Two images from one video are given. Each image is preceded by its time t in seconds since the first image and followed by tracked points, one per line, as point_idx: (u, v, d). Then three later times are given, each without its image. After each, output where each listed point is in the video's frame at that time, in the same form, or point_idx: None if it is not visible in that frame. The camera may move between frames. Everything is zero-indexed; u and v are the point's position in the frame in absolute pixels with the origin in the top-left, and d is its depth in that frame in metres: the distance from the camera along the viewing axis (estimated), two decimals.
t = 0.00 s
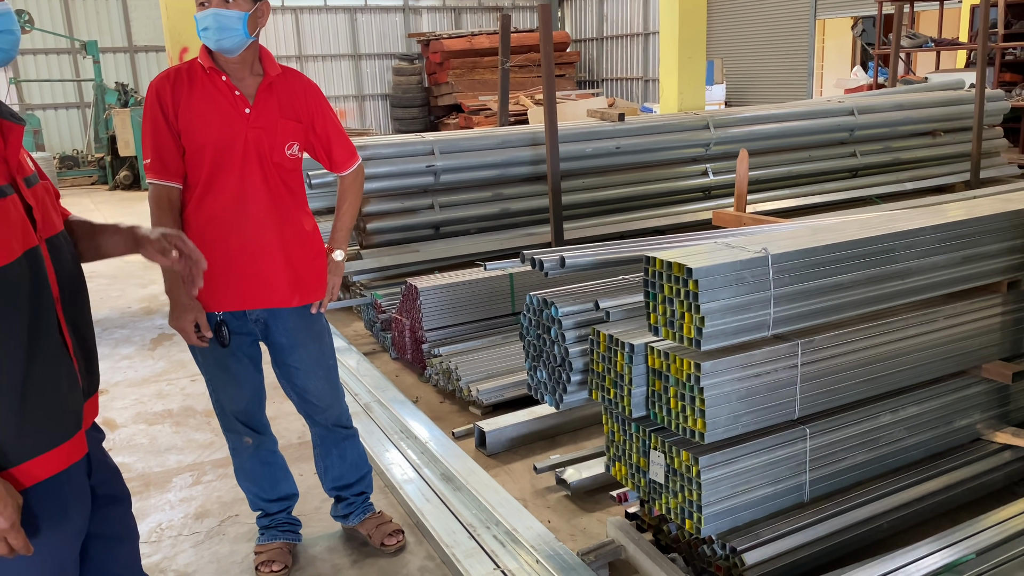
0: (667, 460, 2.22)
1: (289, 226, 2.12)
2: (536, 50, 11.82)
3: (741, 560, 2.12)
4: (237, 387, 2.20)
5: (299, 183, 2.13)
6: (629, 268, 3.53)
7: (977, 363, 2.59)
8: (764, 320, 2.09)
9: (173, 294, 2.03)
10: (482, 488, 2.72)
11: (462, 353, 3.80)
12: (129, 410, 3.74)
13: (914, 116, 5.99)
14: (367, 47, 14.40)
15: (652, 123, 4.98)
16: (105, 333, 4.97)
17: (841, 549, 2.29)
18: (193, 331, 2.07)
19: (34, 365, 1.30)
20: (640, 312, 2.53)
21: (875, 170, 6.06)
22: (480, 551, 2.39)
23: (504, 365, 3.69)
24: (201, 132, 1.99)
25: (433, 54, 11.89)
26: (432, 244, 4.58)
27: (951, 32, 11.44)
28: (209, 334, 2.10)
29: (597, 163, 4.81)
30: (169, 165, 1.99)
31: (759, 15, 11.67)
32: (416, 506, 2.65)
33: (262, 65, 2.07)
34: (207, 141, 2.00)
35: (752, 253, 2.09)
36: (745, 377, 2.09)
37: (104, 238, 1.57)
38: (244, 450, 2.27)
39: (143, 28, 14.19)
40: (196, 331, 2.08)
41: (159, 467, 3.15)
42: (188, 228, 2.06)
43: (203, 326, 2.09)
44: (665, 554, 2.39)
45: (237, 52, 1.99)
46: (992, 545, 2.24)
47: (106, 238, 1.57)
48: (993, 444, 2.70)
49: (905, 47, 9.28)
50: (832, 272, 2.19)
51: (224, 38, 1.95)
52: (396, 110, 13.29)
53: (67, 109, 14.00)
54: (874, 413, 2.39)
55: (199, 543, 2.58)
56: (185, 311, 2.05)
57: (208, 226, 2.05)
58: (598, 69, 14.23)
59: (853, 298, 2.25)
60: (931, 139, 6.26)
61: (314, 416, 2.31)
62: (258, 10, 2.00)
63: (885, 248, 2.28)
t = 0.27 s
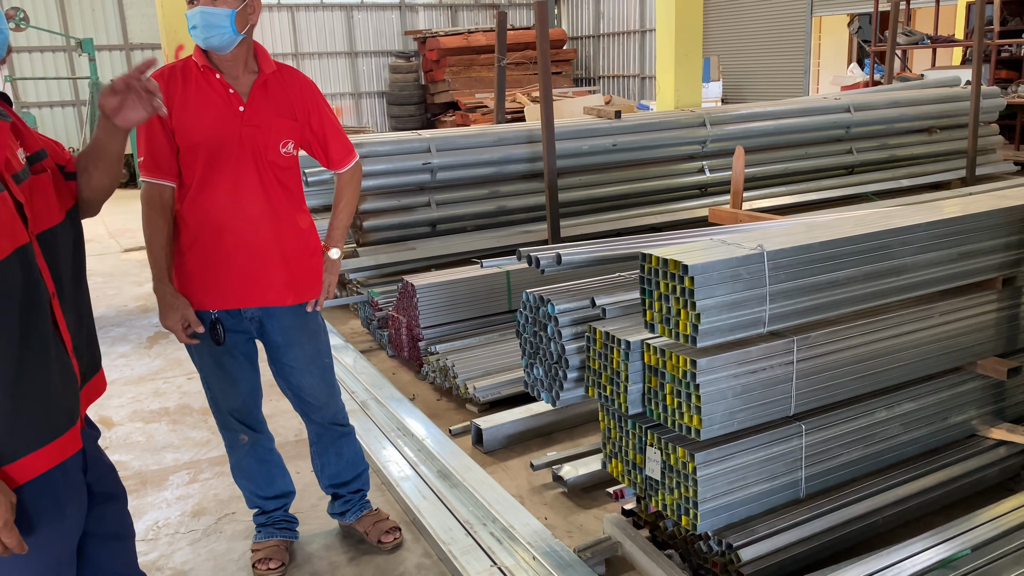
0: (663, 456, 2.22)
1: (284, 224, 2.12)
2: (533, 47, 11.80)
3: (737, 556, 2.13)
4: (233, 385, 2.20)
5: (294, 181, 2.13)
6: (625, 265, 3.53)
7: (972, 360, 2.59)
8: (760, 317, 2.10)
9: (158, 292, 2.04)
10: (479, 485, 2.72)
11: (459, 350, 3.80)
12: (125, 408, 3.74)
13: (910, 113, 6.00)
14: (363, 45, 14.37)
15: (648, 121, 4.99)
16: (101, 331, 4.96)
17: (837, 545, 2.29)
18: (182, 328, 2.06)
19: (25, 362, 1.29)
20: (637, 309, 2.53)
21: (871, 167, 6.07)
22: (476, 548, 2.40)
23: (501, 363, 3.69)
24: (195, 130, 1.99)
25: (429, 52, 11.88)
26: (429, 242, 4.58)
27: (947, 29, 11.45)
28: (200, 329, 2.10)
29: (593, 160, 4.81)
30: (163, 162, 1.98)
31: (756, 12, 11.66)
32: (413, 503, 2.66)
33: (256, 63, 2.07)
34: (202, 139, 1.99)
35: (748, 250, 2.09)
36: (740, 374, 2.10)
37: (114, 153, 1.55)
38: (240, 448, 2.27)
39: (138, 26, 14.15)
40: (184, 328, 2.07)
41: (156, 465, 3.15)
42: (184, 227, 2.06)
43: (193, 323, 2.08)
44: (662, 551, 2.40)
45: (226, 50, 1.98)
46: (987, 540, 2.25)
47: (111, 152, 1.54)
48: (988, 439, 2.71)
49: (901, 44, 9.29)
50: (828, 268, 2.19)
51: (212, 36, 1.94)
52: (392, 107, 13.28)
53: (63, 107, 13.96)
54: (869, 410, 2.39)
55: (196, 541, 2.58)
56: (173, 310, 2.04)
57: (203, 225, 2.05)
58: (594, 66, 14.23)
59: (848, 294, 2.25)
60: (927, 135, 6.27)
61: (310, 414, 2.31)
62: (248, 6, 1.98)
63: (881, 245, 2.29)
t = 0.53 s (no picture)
0: (661, 453, 2.23)
1: (281, 221, 2.11)
2: (531, 45, 11.80)
3: (735, 552, 2.14)
4: (232, 383, 2.20)
5: (291, 176, 2.13)
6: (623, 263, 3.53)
7: (969, 356, 2.60)
8: (757, 314, 2.10)
9: (145, 290, 2.06)
10: (477, 482, 2.72)
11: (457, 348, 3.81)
12: (123, 407, 3.74)
13: (908, 110, 6.00)
14: (361, 42, 14.35)
15: (646, 118, 4.98)
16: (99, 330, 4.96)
17: (835, 542, 2.30)
18: (172, 327, 2.09)
19: (17, 359, 1.28)
20: (635, 306, 2.53)
21: (868, 164, 6.07)
22: (475, 545, 2.40)
23: (499, 360, 3.69)
24: (188, 129, 1.99)
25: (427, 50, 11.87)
26: (427, 240, 4.58)
27: (944, 26, 11.46)
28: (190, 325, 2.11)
29: (591, 158, 4.81)
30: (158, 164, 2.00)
31: (753, 10, 11.66)
32: (411, 501, 2.66)
33: (248, 59, 2.06)
34: (195, 138, 2.00)
35: (745, 247, 2.10)
36: (738, 371, 2.10)
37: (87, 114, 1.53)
38: (238, 446, 2.28)
39: (135, 25, 14.13)
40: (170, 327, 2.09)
41: (154, 463, 3.15)
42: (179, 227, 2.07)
43: (181, 319, 2.10)
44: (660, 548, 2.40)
45: (240, 44, 2.00)
46: (984, 536, 2.25)
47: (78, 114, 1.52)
48: (985, 436, 2.71)
49: (898, 41, 9.30)
50: (825, 265, 2.20)
51: (240, 26, 1.95)
52: (390, 105, 13.26)
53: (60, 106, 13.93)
54: (866, 406, 2.40)
55: (194, 539, 2.58)
56: (159, 309, 2.06)
57: (198, 223, 2.05)
58: (592, 64, 14.22)
59: (844, 291, 2.26)
60: (924, 132, 6.27)
61: (309, 413, 2.31)
62: None
63: (877, 242, 2.29)
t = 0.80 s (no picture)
0: (659, 451, 2.23)
1: (286, 213, 2.13)
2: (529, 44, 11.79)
3: (732, 550, 2.14)
4: (237, 384, 2.20)
5: (290, 168, 2.14)
6: (621, 261, 3.54)
7: (967, 354, 2.61)
8: (755, 312, 2.10)
9: (162, 303, 2.06)
10: (475, 481, 2.72)
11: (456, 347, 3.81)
12: (121, 406, 3.74)
13: (905, 108, 6.01)
14: (359, 41, 14.34)
15: (644, 117, 4.98)
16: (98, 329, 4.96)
17: (832, 539, 2.30)
18: (185, 339, 2.09)
19: (10, 358, 1.29)
20: (632, 304, 2.54)
21: (867, 162, 6.07)
22: (473, 543, 2.40)
23: (497, 359, 3.70)
24: (188, 133, 1.97)
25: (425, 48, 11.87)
26: (425, 239, 4.58)
27: (943, 23, 11.46)
28: (201, 342, 2.11)
29: (589, 156, 4.81)
30: (160, 172, 1.97)
31: (752, 8, 11.66)
32: (410, 499, 2.66)
33: (233, 56, 2.05)
34: (195, 142, 1.98)
35: (743, 245, 2.10)
36: (736, 368, 2.10)
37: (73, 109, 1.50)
38: (241, 446, 2.28)
39: (133, 24, 14.12)
40: (186, 339, 2.09)
41: (153, 462, 3.15)
42: (186, 232, 2.06)
43: (195, 334, 2.10)
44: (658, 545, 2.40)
45: (234, 40, 1.98)
46: (981, 533, 2.26)
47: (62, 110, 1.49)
48: (983, 433, 2.72)
49: (896, 39, 9.30)
50: (823, 263, 2.20)
51: (236, 22, 1.93)
52: (388, 104, 13.25)
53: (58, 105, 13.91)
54: (864, 404, 2.40)
55: (193, 538, 2.58)
56: (176, 321, 2.06)
57: (206, 226, 2.05)
58: (590, 62, 14.21)
59: (843, 289, 2.26)
60: (922, 130, 6.27)
61: (313, 410, 2.31)
62: None
63: (875, 240, 2.30)
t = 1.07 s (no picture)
0: (658, 450, 2.23)
1: (291, 203, 2.15)
2: (528, 43, 11.78)
3: (732, 548, 2.14)
4: (245, 384, 2.19)
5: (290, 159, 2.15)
6: (620, 260, 3.54)
7: (965, 352, 2.61)
8: (753, 311, 2.10)
9: (178, 312, 2.03)
10: (475, 480, 2.72)
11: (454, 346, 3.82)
12: (121, 405, 3.74)
13: (904, 107, 6.01)
14: (357, 40, 14.32)
15: (643, 116, 4.99)
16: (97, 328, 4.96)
17: (831, 537, 2.31)
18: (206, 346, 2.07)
19: (6, 357, 1.28)
20: (632, 302, 2.54)
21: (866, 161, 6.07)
22: (472, 541, 2.41)
23: (496, 358, 3.70)
24: (193, 136, 1.95)
25: (424, 47, 11.86)
26: (424, 238, 4.58)
27: (942, 22, 11.45)
28: (221, 346, 2.10)
29: (588, 155, 4.81)
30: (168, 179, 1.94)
31: (751, 7, 11.66)
32: (409, 498, 2.66)
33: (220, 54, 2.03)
34: (201, 144, 1.96)
35: (742, 244, 2.10)
36: (735, 367, 2.11)
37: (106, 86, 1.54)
38: (246, 446, 2.27)
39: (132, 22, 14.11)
40: (207, 345, 2.08)
41: (152, 462, 3.15)
42: (197, 234, 2.04)
43: (215, 340, 2.09)
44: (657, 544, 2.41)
45: (224, 40, 1.96)
46: (981, 531, 2.26)
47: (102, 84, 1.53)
48: (981, 432, 2.72)
49: (895, 37, 9.31)
50: (821, 262, 2.20)
51: (228, 23, 1.89)
52: (387, 103, 13.24)
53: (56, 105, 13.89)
54: (863, 402, 2.40)
55: (192, 537, 2.58)
56: (195, 328, 2.04)
57: (217, 227, 2.04)
58: (590, 61, 14.20)
59: (842, 288, 2.26)
60: (921, 129, 6.28)
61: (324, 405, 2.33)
62: None
63: (874, 239, 2.30)
